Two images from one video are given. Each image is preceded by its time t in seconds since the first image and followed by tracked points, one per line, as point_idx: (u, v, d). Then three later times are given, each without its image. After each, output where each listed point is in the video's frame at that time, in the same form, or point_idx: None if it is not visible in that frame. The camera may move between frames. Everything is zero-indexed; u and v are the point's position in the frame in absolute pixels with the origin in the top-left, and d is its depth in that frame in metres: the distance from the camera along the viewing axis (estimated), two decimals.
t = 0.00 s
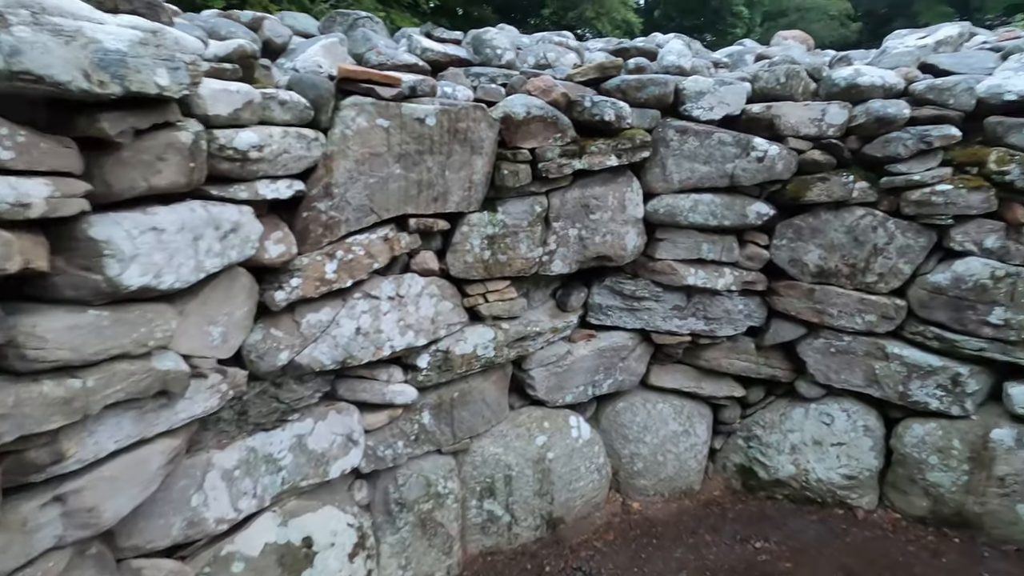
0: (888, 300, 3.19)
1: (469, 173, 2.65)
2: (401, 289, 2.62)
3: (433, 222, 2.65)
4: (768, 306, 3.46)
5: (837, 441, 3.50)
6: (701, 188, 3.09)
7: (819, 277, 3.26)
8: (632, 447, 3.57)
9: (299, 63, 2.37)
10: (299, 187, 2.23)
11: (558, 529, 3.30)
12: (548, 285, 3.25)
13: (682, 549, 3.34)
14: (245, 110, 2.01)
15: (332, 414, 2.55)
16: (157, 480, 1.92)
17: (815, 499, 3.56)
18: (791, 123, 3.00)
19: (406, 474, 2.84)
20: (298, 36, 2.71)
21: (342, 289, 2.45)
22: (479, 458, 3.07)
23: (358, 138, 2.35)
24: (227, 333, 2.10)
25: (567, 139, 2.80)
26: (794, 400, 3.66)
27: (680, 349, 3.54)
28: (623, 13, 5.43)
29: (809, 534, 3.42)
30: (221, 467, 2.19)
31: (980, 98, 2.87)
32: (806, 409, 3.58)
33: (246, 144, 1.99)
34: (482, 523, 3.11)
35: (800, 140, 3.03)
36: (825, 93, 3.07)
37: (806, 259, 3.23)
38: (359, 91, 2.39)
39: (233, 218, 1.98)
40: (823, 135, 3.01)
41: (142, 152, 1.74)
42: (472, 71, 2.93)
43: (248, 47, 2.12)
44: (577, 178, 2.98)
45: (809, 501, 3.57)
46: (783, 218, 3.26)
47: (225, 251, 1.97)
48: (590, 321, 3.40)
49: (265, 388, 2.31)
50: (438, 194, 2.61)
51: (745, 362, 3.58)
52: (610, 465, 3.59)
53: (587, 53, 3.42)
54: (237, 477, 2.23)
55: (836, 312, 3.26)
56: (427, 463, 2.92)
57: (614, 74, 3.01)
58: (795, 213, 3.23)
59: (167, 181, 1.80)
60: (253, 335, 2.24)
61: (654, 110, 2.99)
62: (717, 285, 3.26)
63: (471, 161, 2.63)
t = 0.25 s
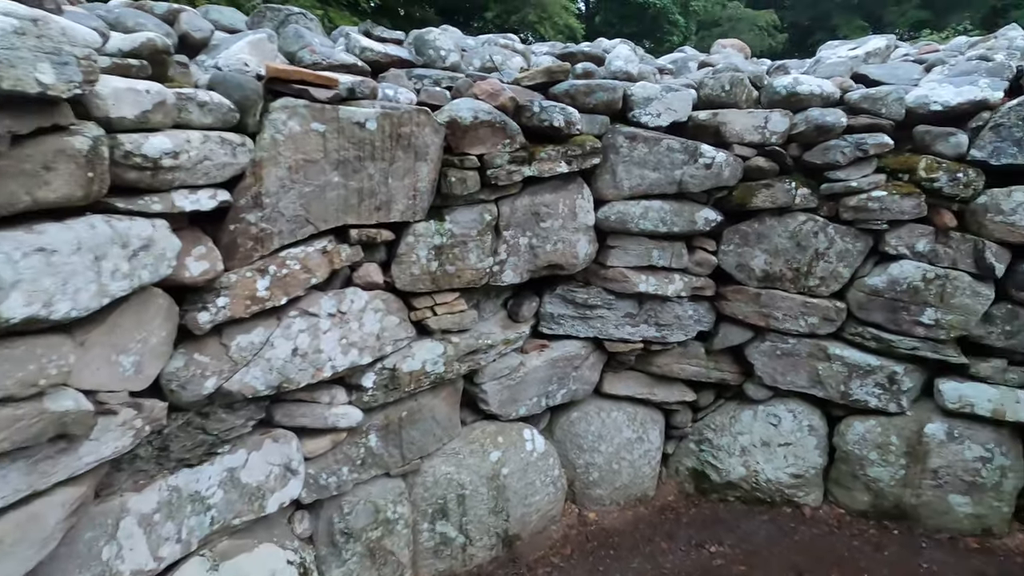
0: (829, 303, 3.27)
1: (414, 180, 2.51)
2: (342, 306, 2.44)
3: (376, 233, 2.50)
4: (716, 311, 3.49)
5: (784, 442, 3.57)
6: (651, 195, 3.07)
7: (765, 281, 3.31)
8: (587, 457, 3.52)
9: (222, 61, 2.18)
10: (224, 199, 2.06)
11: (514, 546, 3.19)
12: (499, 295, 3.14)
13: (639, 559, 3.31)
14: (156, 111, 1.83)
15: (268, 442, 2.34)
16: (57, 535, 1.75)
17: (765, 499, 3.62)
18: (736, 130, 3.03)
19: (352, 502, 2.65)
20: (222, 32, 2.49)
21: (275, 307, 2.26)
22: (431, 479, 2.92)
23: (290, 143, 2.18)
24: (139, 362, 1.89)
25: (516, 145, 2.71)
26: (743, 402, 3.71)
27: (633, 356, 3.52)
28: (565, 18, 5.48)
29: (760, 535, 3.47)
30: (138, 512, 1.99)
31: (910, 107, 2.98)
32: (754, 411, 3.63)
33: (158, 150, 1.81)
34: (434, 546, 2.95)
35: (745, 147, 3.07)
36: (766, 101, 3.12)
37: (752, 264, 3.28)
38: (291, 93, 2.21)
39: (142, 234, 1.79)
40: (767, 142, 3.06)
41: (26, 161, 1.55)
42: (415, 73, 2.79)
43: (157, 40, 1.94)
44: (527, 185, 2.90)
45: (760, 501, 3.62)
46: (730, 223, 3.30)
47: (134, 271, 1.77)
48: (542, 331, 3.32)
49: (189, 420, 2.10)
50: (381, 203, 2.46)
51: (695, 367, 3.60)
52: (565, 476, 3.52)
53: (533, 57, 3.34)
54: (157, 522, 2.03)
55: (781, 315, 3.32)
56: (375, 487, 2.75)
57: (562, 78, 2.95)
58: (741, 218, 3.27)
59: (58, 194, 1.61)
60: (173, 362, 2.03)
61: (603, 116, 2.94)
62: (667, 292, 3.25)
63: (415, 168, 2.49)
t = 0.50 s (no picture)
0: (767, 300, 3.37)
1: (351, 182, 2.38)
2: (274, 318, 2.26)
3: (311, 238, 2.35)
4: (661, 310, 3.52)
5: (728, 437, 3.65)
6: (596, 196, 3.05)
7: (707, 281, 3.37)
8: (538, 463, 3.47)
9: (129, 51, 1.97)
10: (134, 204, 1.87)
11: (465, 559, 3.09)
12: (444, 301, 3.04)
13: (593, 563, 3.28)
14: (46, 103, 1.62)
15: (192, 470, 2.15)
16: None
17: (712, 494, 3.69)
18: (678, 132, 3.06)
19: (291, 527, 2.48)
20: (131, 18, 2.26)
21: (198, 322, 2.07)
22: (376, 496, 2.77)
23: (210, 141, 2.00)
24: (34, 389, 1.72)
25: (459, 146, 2.61)
26: (688, 399, 3.77)
27: (581, 358, 3.49)
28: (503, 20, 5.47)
29: (709, 529, 3.52)
30: (38, 560, 1.80)
31: (837, 111, 3.12)
32: (700, 408, 3.70)
33: (48, 148, 1.61)
34: (382, 566, 2.80)
35: (686, 149, 3.10)
36: (705, 104, 3.18)
37: (695, 264, 3.33)
38: (211, 87, 2.02)
39: (30, 244, 1.61)
40: (706, 144, 3.11)
41: None
42: (350, 69, 2.65)
43: (48, 23, 1.71)
44: (472, 187, 2.80)
45: (707, 496, 3.68)
46: (673, 224, 3.34)
47: (21, 287, 1.60)
48: (489, 336, 3.23)
49: (98, 452, 1.93)
50: (315, 207, 2.31)
51: (642, 367, 3.62)
52: (516, 484, 3.46)
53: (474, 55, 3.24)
54: (61, 569, 1.85)
55: (722, 314, 3.39)
56: (317, 509, 2.58)
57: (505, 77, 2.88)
58: (683, 219, 3.32)
59: None
60: (77, 387, 1.85)
61: (547, 116, 2.90)
62: (614, 293, 3.25)
63: (352, 169, 2.36)
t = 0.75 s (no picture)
0: (711, 297, 3.42)
1: (281, 180, 2.21)
2: (195, 331, 2.07)
3: (237, 242, 2.17)
4: (609, 310, 3.50)
5: (676, 433, 3.68)
6: (543, 195, 2.99)
7: (653, 279, 3.38)
8: (488, 470, 3.37)
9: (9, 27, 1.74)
10: (21, 205, 1.67)
11: None
12: (387, 306, 2.88)
13: (548, 569, 3.21)
14: None
15: (101, 505, 1.95)
16: None
17: (662, 490, 3.71)
18: (622, 130, 3.05)
19: (222, 559, 2.29)
20: None
21: (102, 339, 1.87)
22: (317, 518, 2.58)
23: (113, 132, 1.81)
24: None
25: (400, 142, 2.48)
26: (637, 397, 3.78)
27: (530, 361, 3.42)
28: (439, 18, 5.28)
29: (660, 526, 3.53)
30: None
31: (772, 112, 3.20)
32: (648, 406, 3.71)
33: None
34: None
35: (630, 147, 3.09)
36: (647, 103, 3.18)
37: (641, 262, 3.33)
38: (113, 71, 1.83)
39: None
40: (650, 143, 3.11)
41: None
42: (277, 58, 2.45)
43: None
44: (414, 185, 2.67)
45: (657, 493, 3.70)
46: (619, 223, 3.33)
47: None
48: (436, 342, 3.10)
49: None
50: (241, 207, 2.14)
51: (591, 366, 3.59)
52: (467, 493, 3.35)
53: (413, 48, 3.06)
54: None
55: (668, 311, 3.41)
56: (251, 538, 2.39)
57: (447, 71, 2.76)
58: (629, 218, 3.32)
59: None
60: None
61: (492, 112, 2.81)
62: (563, 293, 3.19)
63: (283, 166, 2.19)
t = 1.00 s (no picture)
0: (658, 294, 3.44)
1: (204, 176, 2.00)
2: (103, 350, 1.82)
3: (151, 249, 1.96)
4: (558, 310, 3.45)
5: (626, 431, 3.67)
6: (490, 193, 2.89)
7: (602, 278, 3.35)
8: (438, 481, 3.23)
9: None
10: None
11: None
12: (326, 313, 2.68)
13: None
14: None
15: None
16: None
17: (614, 489, 3.69)
18: (569, 127, 2.99)
19: None
20: None
21: None
22: (253, 549, 2.35)
23: None
24: None
25: (338, 136, 2.31)
26: (587, 397, 3.74)
27: (480, 365, 3.31)
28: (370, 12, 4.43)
29: (614, 526, 3.52)
30: None
31: (712, 111, 3.25)
32: (598, 406, 3.69)
33: None
34: None
35: (577, 144, 3.04)
36: (592, 100, 3.15)
37: (590, 261, 3.29)
38: None
39: None
40: (597, 140, 3.07)
41: None
42: (194, 41, 2.20)
43: None
44: (354, 183, 2.49)
45: (609, 492, 3.68)
46: (567, 222, 3.28)
47: None
48: (380, 349, 2.93)
49: None
50: (155, 208, 1.92)
51: (541, 368, 3.52)
52: (416, 507, 3.19)
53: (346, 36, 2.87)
54: None
55: (617, 310, 3.40)
56: None
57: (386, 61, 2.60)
58: (577, 216, 3.27)
59: None
60: None
61: (436, 106, 2.68)
62: (512, 295, 3.10)
63: (204, 161, 1.99)
